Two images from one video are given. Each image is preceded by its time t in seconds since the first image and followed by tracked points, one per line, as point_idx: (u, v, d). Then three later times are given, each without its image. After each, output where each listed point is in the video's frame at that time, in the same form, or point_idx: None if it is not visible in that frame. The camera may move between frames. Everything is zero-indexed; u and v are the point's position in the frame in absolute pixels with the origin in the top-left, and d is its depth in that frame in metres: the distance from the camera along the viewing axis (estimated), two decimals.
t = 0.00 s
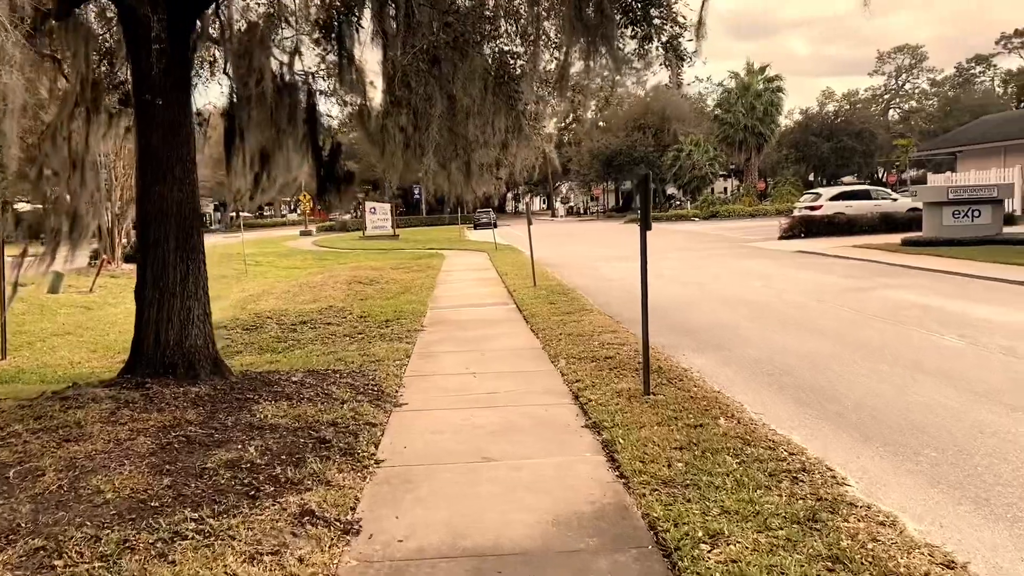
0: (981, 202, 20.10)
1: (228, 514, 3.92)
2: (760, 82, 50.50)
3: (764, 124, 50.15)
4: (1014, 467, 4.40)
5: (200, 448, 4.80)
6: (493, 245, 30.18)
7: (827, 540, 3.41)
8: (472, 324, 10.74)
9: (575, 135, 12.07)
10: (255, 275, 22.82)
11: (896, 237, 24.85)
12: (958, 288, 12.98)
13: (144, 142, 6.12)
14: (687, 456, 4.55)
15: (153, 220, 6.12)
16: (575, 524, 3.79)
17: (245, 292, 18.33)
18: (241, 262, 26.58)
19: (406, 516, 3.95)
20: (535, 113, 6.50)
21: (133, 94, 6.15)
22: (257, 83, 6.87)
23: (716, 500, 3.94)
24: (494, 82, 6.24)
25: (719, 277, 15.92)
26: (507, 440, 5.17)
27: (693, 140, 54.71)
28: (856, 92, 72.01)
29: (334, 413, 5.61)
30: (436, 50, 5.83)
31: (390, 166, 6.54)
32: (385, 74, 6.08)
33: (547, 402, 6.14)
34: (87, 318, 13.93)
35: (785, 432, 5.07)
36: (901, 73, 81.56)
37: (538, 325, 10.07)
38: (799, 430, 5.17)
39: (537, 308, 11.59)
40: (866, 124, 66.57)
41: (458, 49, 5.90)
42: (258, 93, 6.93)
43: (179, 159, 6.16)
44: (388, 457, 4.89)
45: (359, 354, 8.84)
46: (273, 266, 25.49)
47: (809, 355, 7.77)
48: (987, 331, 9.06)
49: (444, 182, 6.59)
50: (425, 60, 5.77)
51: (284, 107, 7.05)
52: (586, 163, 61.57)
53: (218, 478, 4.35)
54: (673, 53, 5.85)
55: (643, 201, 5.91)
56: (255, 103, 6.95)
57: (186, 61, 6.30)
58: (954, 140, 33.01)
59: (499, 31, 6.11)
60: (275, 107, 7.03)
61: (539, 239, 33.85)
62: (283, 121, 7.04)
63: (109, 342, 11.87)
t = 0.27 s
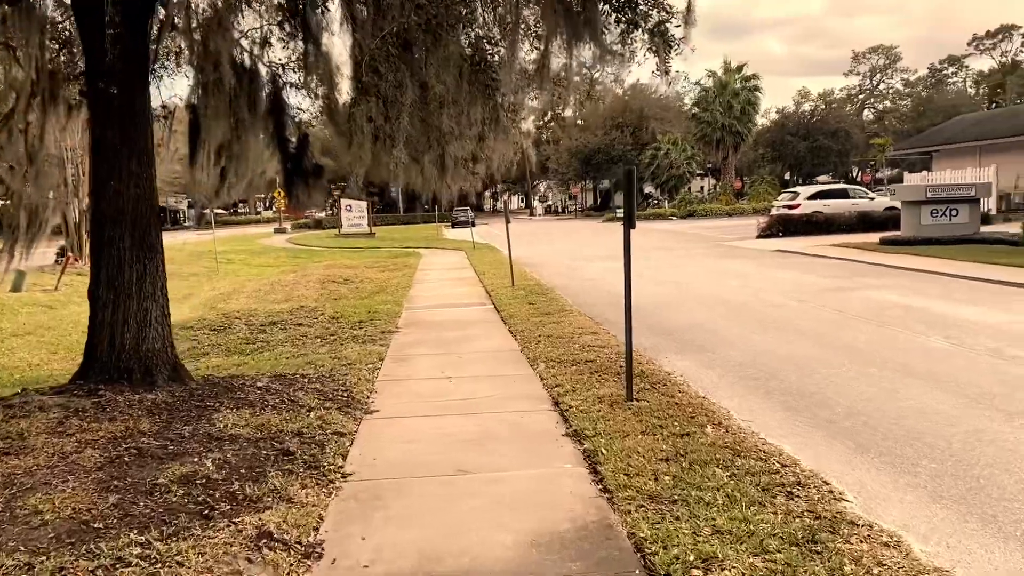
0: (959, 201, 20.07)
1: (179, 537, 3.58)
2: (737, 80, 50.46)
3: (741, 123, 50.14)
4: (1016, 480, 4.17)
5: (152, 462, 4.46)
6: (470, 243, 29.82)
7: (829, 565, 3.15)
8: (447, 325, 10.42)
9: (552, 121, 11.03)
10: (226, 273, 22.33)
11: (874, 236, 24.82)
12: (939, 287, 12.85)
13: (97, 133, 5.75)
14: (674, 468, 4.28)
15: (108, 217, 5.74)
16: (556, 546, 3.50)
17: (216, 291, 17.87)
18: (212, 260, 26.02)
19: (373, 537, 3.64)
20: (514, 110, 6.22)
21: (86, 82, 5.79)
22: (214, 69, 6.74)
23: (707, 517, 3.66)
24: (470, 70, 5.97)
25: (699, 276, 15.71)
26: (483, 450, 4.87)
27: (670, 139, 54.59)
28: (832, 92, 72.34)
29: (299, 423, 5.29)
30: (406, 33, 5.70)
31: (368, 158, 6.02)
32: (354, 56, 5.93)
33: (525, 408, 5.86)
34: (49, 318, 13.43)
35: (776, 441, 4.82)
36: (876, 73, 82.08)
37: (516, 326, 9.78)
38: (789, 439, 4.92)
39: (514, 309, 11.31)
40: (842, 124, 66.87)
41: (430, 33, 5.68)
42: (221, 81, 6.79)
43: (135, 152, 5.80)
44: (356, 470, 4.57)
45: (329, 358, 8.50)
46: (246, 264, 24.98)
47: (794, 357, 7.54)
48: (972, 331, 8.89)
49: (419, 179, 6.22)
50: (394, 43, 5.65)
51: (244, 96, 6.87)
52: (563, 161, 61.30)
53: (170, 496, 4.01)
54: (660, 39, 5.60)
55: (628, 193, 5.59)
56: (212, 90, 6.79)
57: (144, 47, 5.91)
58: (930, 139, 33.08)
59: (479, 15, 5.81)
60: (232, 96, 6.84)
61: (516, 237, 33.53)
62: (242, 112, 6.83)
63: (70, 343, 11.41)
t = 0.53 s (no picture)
0: (936, 202, 20.01)
1: (118, 568, 3.23)
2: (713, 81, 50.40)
3: (716, 123, 50.15)
4: None
5: (94, 480, 4.09)
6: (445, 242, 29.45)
7: None
8: (420, 328, 10.08)
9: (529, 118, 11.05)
10: (194, 272, 21.79)
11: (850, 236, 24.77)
12: (920, 289, 12.69)
13: (42, 122, 5.35)
14: (661, 485, 3.98)
15: (53, 213, 5.35)
16: None
17: (183, 291, 17.37)
18: (180, 258, 25.45)
19: (333, 567, 3.31)
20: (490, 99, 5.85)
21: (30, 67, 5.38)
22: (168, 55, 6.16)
23: (699, 541, 3.37)
24: (443, 56, 5.72)
25: (677, 277, 15.48)
26: (456, 465, 4.54)
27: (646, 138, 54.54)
28: (806, 93, 72.71)
29: (259, 436, 4.93)
30: (372, 15, 5.52)
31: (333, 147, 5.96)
32: (317, 40, 5.78)
33: (501, 418, 5.55)
34: (5, 318, 12.90)
35: (768, 455, 4.54)
36: (849, 75, 82.69)
37: (492, 329, 9.46)
38: (781, 452, 4.64)
39: (489, 310, 10.99)
40: (816, 125, 67.22)
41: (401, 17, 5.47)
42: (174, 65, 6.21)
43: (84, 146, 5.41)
44: (318, 489, 4.23)
45: (295, 362, 8.14)
46: (215, 263, 24.43)
47: (779, 361, 7.30)
48: (958, 334, 8.69)
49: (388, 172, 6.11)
50: (360, 26, 5.54)
51: (199, 83, 6.32)
52: (539, 160, 61.09)
53: (111, 520, 3.65)
54: (646, 25, 5.30)
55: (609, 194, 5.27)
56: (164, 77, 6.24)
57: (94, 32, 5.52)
58: (905, 140, 33.14)
59: None
60: (186, 83, 6.27)
61: (491, 236, 33.18)
62: (197, 101, 6.29)
63: (25, 346, 10.93)
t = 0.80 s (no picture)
0: (913, 205, 19.98)
1: None
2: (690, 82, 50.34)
3: (693, 125, 50.20)
4: None
5: (30, 508, 3.76)
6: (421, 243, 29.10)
7: None
8: (392, 334, 9.77)
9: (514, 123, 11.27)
10: (164, 273, 21.29)
11: (827, 239, 24.73)
12: (900, 293, 12.57)
13: None
14: (646, 510, 3.73)
15: None
16: None
17: (150, 293, 16.91)
18: (149, 258, 24.90)
19: None
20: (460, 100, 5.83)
21: None
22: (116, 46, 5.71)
23: None
24: (411, 53, 5.43)
25: (655, 280, 15.27)
26: (426, 487, 4.26)
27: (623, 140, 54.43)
28: (781, 95, 73.07)
29: (215, 455, 4.61)
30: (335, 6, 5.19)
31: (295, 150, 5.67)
32: (275, 30, 5.43)
33: (475, 433, 5.26)
34: None
35: (757, 475, 4.30)
36: (824, 77, 83.19)
37: (467, 335, 9.18)
38: (769, 472, 4.40)
39: (464, 315, 10.70)
40: (792, 128, 67.58)
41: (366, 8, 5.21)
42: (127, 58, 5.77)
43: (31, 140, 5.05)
44: (276, 515, 3.93)
45: (261, 371, 7.80)
46: (186, 264, 23.94)
47: (762, 369, 7.08)
48: (941, 340, 8.53)
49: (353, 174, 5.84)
50: (321, 16, 5.15)
51: (150, 78, 5.84)
52: (516, 160, 60.83)
53: (45, 554, 3.33)
54: (629, 18, 5.06)
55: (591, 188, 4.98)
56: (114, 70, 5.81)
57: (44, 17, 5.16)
58: (880, 143, 33.26)
59: None
60: (136, 77, 5.81)
61: (468, 237, 32.84)
62: (148, 97, 5.82)
63: None
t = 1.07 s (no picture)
0: (895, 205, 19.88)
1: None
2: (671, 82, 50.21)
3: (675, 125, 50.16)
4: None
5: None
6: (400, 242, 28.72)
7: None
8: (367, 335, 9.44)
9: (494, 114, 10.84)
10: (136, 272, 20.81)
11: (809, 239, 24.62)
12: (884, 293, 12.40)
13: None
14: (632, 530, 3.45)
15: None
16: None
17: (121, 292, 16.49)
18: (121, 257, 24.37)
19: None
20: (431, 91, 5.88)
21: None
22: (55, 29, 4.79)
23: None
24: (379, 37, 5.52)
25: (637, 280, 15.02)
26: (395, 503, 3.96)
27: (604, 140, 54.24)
28: (762, 96, 73.22)
29: (169, 470, 4.29)
30: None
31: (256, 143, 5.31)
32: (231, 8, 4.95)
33: (449, 443, 4.96)
34: None
35: (750, 489, 4.03)
36: (804, 78, 83.49)
37: (444, 337, 8.87)
38: (765, 487, 4.12)
39: (442, 316, 10.40)
40: (772, 128, 67.77)
41: None
42: (70, 40, 4.87)
43: None
44: (231, 535, 3.61)
45: (227, 375, 7.45)
46: (159, 263, 23.41)
47: (749, 374, 6.82)
48: (930, 342, 8.33)
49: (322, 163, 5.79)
50: None
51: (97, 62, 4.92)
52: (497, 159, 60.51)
53: None
54: None
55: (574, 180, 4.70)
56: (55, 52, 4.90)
57: None
58: (862, 143, 33.25)
59: None
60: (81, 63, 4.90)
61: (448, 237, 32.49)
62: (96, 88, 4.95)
63: None
